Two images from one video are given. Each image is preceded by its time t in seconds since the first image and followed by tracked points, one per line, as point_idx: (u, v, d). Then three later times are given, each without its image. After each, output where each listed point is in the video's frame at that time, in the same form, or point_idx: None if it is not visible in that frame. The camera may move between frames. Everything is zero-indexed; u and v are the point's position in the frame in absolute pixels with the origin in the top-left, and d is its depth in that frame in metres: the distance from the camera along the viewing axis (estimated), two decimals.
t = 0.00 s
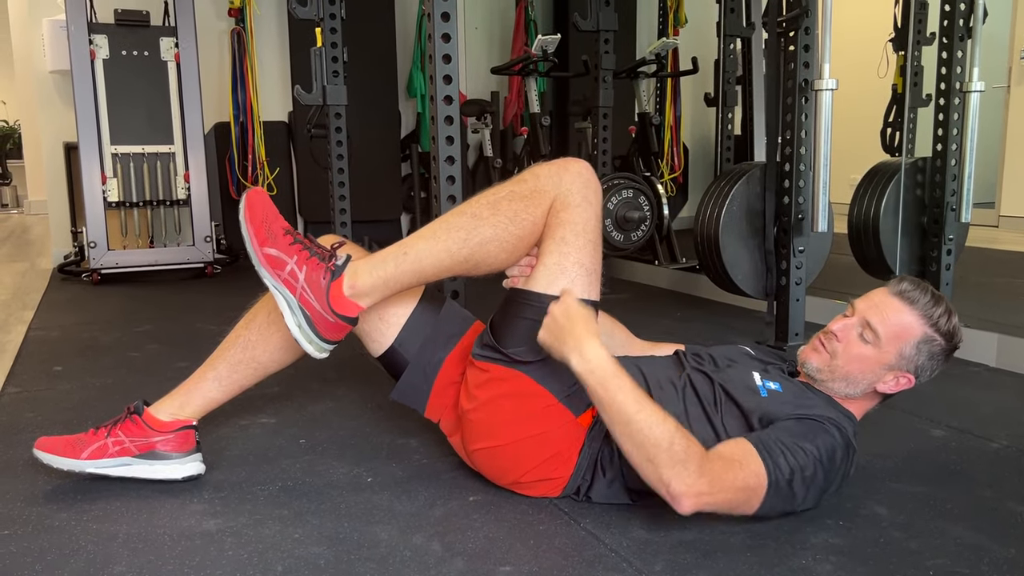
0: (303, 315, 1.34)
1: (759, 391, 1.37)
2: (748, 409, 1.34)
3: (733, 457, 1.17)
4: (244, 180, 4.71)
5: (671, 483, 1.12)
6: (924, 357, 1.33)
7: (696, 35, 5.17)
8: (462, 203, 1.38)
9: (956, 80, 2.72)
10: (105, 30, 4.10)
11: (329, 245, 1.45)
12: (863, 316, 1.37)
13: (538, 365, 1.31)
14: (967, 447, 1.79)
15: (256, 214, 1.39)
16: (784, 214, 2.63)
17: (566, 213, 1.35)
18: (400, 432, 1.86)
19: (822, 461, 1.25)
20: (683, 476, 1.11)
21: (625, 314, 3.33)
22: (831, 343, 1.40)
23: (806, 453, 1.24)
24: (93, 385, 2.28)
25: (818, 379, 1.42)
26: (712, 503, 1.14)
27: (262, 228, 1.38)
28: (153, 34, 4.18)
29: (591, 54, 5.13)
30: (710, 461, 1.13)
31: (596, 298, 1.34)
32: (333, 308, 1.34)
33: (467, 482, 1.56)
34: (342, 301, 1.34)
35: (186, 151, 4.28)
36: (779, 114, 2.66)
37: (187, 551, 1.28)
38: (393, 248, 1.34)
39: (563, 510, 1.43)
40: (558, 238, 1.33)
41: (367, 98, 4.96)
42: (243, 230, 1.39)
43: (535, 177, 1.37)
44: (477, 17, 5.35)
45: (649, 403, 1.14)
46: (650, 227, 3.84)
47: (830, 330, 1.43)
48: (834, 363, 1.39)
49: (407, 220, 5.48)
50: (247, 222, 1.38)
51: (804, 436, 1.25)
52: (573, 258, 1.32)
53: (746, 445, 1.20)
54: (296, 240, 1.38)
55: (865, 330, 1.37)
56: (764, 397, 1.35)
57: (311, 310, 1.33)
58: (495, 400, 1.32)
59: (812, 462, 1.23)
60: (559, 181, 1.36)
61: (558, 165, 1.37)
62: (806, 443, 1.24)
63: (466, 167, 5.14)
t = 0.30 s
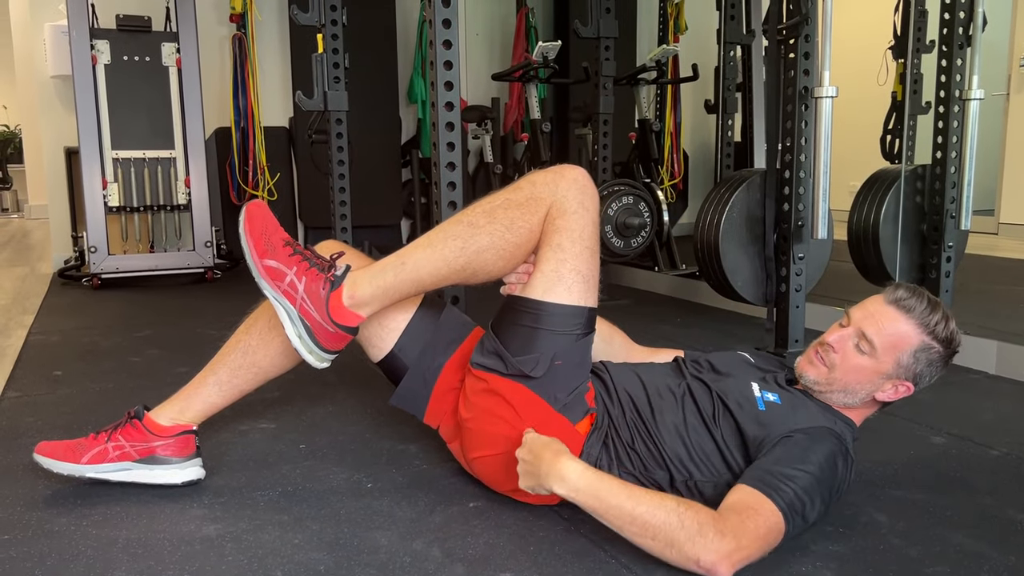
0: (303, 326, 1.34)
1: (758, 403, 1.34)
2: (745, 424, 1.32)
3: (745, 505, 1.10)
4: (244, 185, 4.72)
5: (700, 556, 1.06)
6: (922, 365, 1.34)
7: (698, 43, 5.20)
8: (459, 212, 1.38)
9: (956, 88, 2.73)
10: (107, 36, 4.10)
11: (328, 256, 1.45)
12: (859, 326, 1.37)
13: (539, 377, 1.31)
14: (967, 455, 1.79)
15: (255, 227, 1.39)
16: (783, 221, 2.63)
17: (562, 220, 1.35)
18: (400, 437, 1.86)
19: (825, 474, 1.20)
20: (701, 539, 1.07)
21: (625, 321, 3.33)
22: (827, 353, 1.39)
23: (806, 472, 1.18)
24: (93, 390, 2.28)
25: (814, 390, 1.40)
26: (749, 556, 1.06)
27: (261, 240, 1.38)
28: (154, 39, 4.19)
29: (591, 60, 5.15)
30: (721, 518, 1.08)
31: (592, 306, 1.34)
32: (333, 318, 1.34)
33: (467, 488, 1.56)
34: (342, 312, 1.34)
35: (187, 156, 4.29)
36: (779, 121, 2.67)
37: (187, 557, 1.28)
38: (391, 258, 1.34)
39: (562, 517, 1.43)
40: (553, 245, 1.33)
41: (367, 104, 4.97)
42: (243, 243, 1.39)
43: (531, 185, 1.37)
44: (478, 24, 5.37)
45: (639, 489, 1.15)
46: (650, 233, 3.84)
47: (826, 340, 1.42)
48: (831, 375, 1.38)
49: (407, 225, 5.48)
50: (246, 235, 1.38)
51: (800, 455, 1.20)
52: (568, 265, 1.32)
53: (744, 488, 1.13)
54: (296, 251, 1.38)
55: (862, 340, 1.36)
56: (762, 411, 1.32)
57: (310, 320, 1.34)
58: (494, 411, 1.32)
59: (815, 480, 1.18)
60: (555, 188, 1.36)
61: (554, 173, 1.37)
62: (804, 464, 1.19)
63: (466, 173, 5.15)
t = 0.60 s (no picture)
0: (304, 331, 1.34)
1: (761, 411, 1.34)
2: (750, 433, 1.33)
3: (788, 517, 1.10)
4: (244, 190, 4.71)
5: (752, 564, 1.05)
6: (926, 374, 1.34)
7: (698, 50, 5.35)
8: (459, 216, 1.38)
9: (954, 95, 2.74)
10: (108, 40, 4.11)
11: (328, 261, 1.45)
12: (867, 335, 1.37)
13: (540, 383, 1.31)
14: (967, 461, 1.79)
15: (255, 232, 1.39)
16: (783, 227, 2.64)
17: (561, 225, 1.35)
18: (400, 442, 1.86)
19: (837, 476, 1.19)
20: (750, 543, 1.06)
21: (624, 326, 3.33)
22: (835, 361, 1.39)
23: (819, 478, 1.17)
24: (93, 393, 2.28)
25: (820, 399, 1.40)
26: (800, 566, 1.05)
27: (261, 245, 1.37)
28: (155, 44, 4.20)
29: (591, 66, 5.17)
30: (771, 525, 1.08)
31: (591, 310, 1.34)
32: (333, 323, 1.34)
33: (466, 493, 1.56)
34: (342, 317, 1.34)
35: (187, 160, 4.29)
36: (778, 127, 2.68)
37: (187, 561, 1.27)
38: (391, 263, 1.35)
39: (562, 522, 1.43)
40: (552, 250, 1.33)
41: (368, 109, 4.99)
42: (242, 247, 1.38)
43: (531, 190, 1.37)
44: (477, 29, 5.37)
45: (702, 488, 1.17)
46: (649, 239, 3.85)
47: (832, 348, 1.42)
48: (838, 384, 1.38)
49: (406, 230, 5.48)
50: (246, 239, 1.38)
51: (809, 461, 1.20)
52: (567, 270, 1.32)
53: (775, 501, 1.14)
54: (295, 256, 1.38)
55: (870, 349, 1.36)
56: (766, 418, 1.33)
57: (311, 325, 1.34)
58: (496, 417, 1.32)
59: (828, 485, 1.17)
60: (554, 193, 1.36)
61: (553, 178, 1.37)
62: (815, 469, 1.18)
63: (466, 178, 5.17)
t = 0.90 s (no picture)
0: (306, 333, 1.34)
1: (760, 415, 1.34)
2: (749, 437, 1.32)
3: (783, 520, 1.10)
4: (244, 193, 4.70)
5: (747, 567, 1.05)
6: (924, 376, 1.34)
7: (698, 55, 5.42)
8: (462, 219, 1.39)
9: (953, 99, 2.75)
10: (108, 43, 4.12)
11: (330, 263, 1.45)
12: (865, 336, 1.37)
13: (540, 387, 1.31)
14: (965, 465, 1.79)
15: (258, 233, 1.38)
16: (782, 231, 2.64)
17: (564, 229, 1.35)
18: (399, 446, 1.86)
19: (836, 481, 1.19)
20: (744, 545, 1.07)
21: (623, 329, 3.33)
22: (832, 362, 1.39)
23: (817, 482, 1.17)
24: (92, 396, 2.28)
25: (818, 400, 1.39)
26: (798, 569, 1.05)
27: (264, 246, 1.37)
28: (154, 47, 4.21)
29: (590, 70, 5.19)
30: (765, 529, 1.08)
31: (592, 315, 1.34)
32: (335, 325, 1.34)
33: (465, 497, 1.56)
34: (344, 318, 1.34)
35: (186, 163, 4.29)
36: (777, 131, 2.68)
37: (185, 564, 1.27)
38: (393, 265, 1.35)
39: (561, 525, 1.43)
40: (555, 254, 1.33)
41: (367, 112, 5.00)
42: (244, 247, 1.38)
43: (534, 194, 1.38)
44: (477, 33, 5.38)
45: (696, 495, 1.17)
46: (648, 242, 3.85)
47: (830, 350, 1.42)
48: (836, 385, 1.38)
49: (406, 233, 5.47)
50: (249, 240, 1.37)
51: (808, 465, 1.20)
52: (570, 274, 1.32)
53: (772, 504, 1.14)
54: (298, 258, 1.38)
55: (867, 350, 1.37)
56: (765, 423, 1.33)
57: (313, 327, 1.34)
58: (496, 420, 1.32)
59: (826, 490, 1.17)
60: (558, 197, 1.36)
61: (557, 182, 1.37)
62: (814, 473, 1.18)
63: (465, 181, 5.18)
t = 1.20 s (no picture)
0: (302, 329, 1.34)
1: (757, 416, 1.35)
2: (746, 440, 1.32)
3: (768, 519, 1.11)
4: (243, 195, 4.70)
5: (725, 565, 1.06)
6: (922, 380, 1.34)
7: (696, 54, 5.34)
8: (461, 219, 1.39)
9: (952, 102, 2.76)
10: (107, 45, 4.12)
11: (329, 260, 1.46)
12: (864, 337, 1.37)
13: (538, 388, 1.31)
14: (964, 468, 1.79)
15: (257, 228, 1.39)
16: (780, 233, 2.65)
17: (562, 230, 1.35)
18: (397, 447, 1.86)
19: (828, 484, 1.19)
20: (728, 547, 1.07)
21: (621, 331, 3.33)
22: (830, 362, 1.40)
23: (809, 484, 1.17)
24: (91, 398, 2.27)
25: (815, 399, 1.40)
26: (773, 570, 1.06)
27: (262, 242, 1.38)
28: (154, 48, 4.21)
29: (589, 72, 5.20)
30: (749, 527, 1.09)
31: (591, 315, 1.34)
32: (332, 323, 1.34)
33: (464, 499, 1.55)
34: (341, 316, 1.34)
35: (185, 165, 4.29)
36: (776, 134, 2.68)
37: (183, 566, 1.27)
38: (391, 265, 1.35)
39: (560, 527, 1.43)
40: (552, 255, 1.33)
41: (366, 115, 5.00)
42: (243, 243, 1.39)
43: (533, 194, 1.38)
44: (477, 35, 5.35)
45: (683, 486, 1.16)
46: (647, 244, 3.85)
47: (830, 350, 1.42)
48: (832, 383, 1.39)
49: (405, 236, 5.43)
50: (247, 235, 1.38)
51: (800, 464, 1.20)
52: (568, 275, 1.32)
53: (759, 503, 1.14)
54: (296, 254, 1.38)
55: (865, 351, 1.37)
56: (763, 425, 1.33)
57: (310, 324, 1.34)
58: (495, 421, 1.32)
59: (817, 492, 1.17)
60: (557, 199, 1.36)
61: (557, 184, 1.38)
62: (806, 474, 1.18)
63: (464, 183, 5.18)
